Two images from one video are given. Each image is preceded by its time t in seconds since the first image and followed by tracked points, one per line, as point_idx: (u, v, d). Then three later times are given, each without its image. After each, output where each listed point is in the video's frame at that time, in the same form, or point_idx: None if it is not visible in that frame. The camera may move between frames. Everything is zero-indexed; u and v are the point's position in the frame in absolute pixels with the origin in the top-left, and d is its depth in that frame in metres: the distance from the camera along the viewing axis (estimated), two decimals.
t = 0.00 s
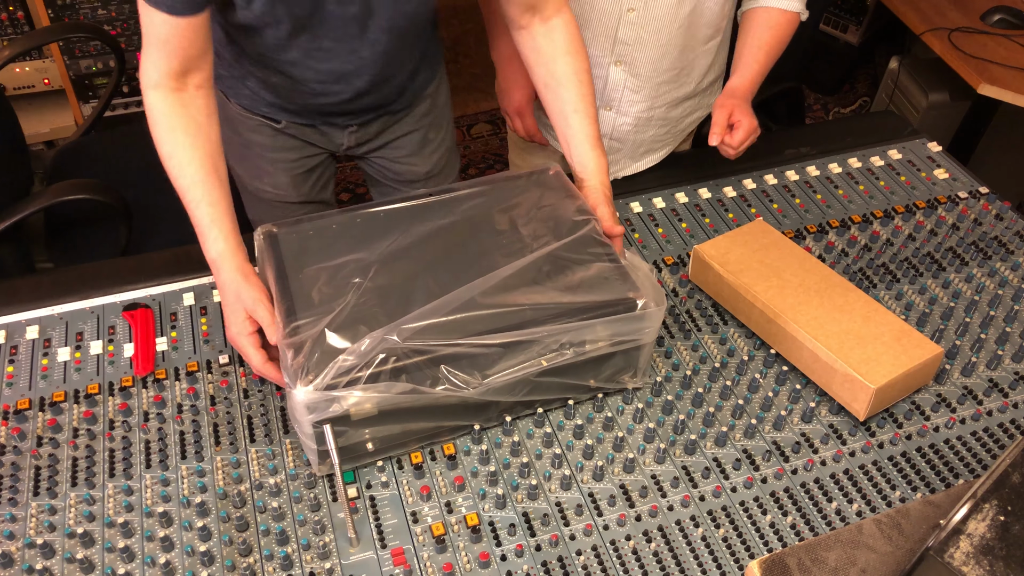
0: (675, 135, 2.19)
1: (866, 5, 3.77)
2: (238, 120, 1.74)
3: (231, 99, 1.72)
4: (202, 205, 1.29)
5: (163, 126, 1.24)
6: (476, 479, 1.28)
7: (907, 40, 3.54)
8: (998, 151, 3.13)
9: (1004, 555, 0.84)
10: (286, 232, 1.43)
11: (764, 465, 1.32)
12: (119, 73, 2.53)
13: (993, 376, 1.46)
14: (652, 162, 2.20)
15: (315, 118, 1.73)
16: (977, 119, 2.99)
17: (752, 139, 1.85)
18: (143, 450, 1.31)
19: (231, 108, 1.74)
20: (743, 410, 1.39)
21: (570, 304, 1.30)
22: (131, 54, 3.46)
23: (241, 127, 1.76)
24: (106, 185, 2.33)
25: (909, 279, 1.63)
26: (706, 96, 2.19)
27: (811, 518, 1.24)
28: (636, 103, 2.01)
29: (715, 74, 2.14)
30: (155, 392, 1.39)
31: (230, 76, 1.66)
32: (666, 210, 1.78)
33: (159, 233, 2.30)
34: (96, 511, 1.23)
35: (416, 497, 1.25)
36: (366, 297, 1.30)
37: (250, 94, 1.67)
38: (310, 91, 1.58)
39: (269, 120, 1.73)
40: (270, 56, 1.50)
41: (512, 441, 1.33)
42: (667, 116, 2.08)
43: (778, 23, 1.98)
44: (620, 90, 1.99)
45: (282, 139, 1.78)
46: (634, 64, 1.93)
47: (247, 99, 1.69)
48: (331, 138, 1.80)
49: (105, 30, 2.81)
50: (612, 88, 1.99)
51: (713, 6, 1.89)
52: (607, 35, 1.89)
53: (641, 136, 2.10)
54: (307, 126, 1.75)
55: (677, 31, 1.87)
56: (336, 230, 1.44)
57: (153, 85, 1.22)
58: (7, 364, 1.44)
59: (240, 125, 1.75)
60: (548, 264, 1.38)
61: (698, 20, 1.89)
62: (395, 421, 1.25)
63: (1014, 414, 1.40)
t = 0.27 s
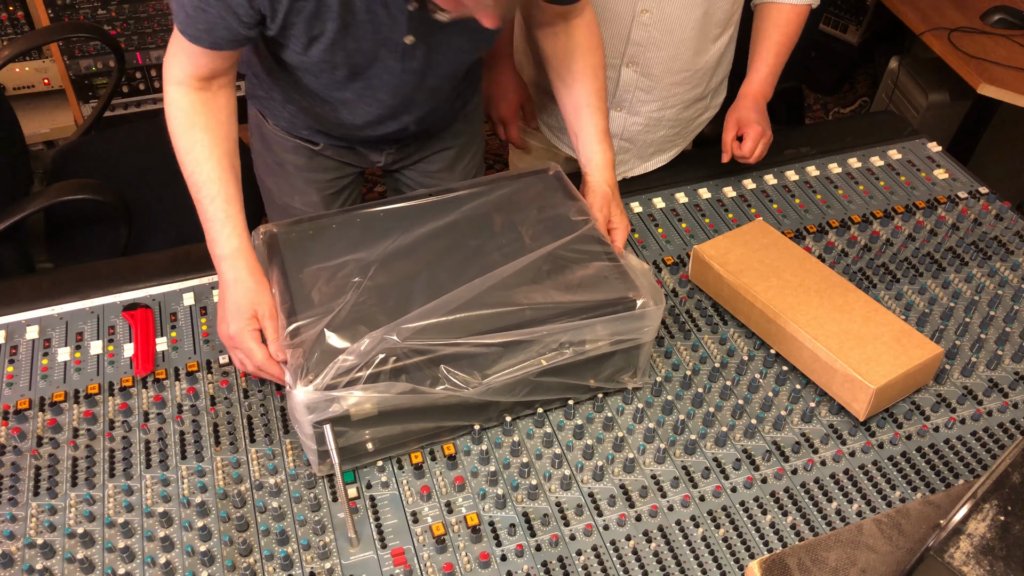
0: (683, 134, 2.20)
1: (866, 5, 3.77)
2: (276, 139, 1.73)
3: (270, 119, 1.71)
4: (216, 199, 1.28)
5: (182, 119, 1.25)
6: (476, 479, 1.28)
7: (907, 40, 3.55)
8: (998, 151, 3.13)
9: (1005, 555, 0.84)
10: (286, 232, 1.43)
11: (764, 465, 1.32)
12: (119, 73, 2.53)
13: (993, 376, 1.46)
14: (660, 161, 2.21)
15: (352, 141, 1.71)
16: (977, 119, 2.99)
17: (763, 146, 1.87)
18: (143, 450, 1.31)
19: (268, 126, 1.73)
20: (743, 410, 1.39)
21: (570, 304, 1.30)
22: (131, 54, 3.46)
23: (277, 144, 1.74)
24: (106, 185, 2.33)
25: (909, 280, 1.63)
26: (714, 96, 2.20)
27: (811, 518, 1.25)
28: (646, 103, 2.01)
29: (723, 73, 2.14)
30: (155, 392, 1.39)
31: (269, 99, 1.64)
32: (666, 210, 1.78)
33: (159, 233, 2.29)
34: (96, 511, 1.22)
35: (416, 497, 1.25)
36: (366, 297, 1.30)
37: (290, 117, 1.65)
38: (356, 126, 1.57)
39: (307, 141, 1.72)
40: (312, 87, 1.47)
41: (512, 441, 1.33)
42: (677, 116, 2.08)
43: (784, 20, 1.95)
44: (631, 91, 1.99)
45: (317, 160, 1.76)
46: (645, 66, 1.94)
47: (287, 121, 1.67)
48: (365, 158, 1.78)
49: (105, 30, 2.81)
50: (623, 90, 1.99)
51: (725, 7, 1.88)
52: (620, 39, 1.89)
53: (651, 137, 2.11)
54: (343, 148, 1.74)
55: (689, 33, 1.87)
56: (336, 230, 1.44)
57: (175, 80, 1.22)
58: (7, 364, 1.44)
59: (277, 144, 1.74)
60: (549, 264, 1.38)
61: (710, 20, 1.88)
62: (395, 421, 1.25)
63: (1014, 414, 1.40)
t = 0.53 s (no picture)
0: (691, 124, 2.21)
1: (866, 5, 3.78)
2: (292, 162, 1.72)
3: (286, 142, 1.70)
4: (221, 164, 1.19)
5: (191, 72, 1.17)
6: (476, 479, 1.28)
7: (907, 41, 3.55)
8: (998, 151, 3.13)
9: (1005, 555, 0.84)
10: (287, 232, 1.43)
11: (764, 465, 1.32)
12: (119, 73, 2.53)
13: (993, 376, 1.46)
14: (670, 152, 2.24)
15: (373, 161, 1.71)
16: (977, 119, 2.99)
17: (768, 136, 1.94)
18: (143, 450, 1.31)
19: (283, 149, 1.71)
20: (743, 410, 1.39)
21: (569, 304, 1.31)
22: (131, 54, 3.46)
23: (293, 166, 1.74)
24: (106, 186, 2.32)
25: (909, 280, 1.64)
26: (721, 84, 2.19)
27: (811, 518, 1.25)
28: (657, 101, 2.04)
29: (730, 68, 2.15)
30: (155, 392, 1.39)
31: (288, 125, 1.62)
32: (666, 210, 1.78)
33: (159, 233, 2.30)
34: (96, 511, 1.23)
35: (417, 497, 1.26)
36: (366, 298, 1.30)
37: (310, 142, 1.64)
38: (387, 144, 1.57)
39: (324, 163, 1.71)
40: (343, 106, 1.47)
41: (512, 441, 1.33)
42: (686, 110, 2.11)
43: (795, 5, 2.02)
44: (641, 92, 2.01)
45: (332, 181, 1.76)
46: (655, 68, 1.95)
47: (307, 145, 1.66)
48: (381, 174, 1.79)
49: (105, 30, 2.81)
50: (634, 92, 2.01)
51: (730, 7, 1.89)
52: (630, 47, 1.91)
53: (660, 131, 2.14)
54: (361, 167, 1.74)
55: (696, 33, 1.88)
56: (337, 230, 1.44)
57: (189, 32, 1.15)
58: (7, 364, 1.44)
59: (294, 166, 1.73)
60: (549, 265, 1.39)
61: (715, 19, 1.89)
62: (394, 421, 1.25)
63: (1014, 414, 1.40)
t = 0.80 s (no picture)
0: (701, 126, 2.25)
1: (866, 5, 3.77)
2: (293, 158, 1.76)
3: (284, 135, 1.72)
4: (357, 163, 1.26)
5: (301, 104, 1.21)
6: (476, 479, 1.28)
7: (908, 40, 3.54)
8: (999, 151, 3.13)
9: (1005, 556, 0.84)
10: (287, 232, 1.43)
11: (764, 465, 1.32)
12: (119, 73, 2.53)
13: (993, 376, 1.46)
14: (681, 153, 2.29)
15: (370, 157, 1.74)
16: (977, 119, 2.99)
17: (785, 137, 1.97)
18: (143, 450, 1.31)
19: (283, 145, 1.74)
20: (743, 410, 1.39)
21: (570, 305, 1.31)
22: (131, 54, 3.46)
23: (293, 161, 1.77)
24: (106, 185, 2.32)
25: (909, 280, 1.63)
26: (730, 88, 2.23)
27: (811, 518, 1.24)
28: (676, 105, 2.09)
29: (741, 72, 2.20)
30: (155, 392, 1.39)
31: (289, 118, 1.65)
32: (666, 210, 1.78)
33: (159, 233, 2.30)
34: (96, 512, 1.22)
35: (416, 497, 1.25)
36: (366, 298, 1.30)
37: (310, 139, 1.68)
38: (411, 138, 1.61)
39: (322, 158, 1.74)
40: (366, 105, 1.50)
41: (512, 441, 1.33)
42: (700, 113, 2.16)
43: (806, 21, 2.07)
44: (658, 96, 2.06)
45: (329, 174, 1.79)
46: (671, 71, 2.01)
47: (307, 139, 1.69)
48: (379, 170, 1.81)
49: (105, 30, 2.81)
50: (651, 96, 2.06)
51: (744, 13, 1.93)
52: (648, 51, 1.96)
53: (676, 132, 2.19)
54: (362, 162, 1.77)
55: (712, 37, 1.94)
56: (337, 230, 1.44)
57: (274, 48, 1.16)
58: (7, 364, 1.43)
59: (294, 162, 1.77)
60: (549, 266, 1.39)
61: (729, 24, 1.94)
62: (394, 422, 1.25)
63: (1014, 414, 1.40)
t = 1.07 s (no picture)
0: (704, 129, 2.24)
1: (866, 5, 3.77)
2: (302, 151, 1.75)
3: (296, 128, 1.72)
4: (443, 177, 1.33)
5: (379, 126, 1.25)
6: (476, 479, 1.28)
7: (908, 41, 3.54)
8: (999, 151, 3.13)
9: (1004, 555, 0.84)
10: (287, 232, 1.43)
11: (764, 466, 1.32)
12: (119, 73, 2.53)
13: (993, 376, 1.46)
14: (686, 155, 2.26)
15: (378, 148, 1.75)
16: (978, 119, 2.98)
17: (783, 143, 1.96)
18: (143, 450, 1.31)
19: (293, 137, 1.74)
20: (743, 410, 1.39)
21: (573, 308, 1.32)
22: (131, 54, 3.46)
23: (302, 155, 1.76)
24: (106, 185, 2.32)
25: (909, 280, 1.63)
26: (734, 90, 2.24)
27: (811, 518, 1.24)
28: (677, 101, 2.09)
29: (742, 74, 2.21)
30: (155, 393, 1.39)
31: (302, 111, 1.65)
32: (666, 210, 1.78)
33: (159, 233, 2.30)
34: (96, 512, 1.22)
35: (416, 497, 1.25)
36: (366, 297, 1.30)
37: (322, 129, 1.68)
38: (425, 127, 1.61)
39: (333, 150, 1.74)
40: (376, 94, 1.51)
41: (512, 441, 1.33)
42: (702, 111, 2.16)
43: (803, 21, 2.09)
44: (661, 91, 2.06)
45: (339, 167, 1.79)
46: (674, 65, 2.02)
47: (320, 132, 1.69)
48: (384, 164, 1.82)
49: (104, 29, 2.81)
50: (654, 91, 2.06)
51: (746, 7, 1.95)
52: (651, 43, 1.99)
53: (677, 131, 2.16)
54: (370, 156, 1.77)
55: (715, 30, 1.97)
56: (336, 230, 1.44)
57: (342, 89, 1.19)
58: (7, 364, 1.43)
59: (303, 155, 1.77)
60: (550, 268, 1.39)
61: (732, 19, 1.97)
62: (394, 422, 1.25)
63: (1014, 414, 1.40)
